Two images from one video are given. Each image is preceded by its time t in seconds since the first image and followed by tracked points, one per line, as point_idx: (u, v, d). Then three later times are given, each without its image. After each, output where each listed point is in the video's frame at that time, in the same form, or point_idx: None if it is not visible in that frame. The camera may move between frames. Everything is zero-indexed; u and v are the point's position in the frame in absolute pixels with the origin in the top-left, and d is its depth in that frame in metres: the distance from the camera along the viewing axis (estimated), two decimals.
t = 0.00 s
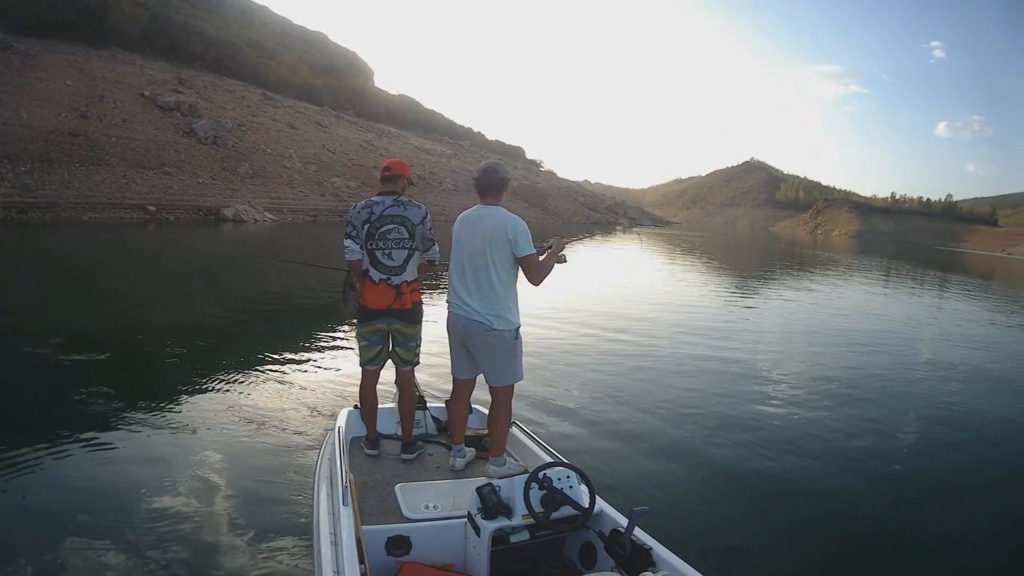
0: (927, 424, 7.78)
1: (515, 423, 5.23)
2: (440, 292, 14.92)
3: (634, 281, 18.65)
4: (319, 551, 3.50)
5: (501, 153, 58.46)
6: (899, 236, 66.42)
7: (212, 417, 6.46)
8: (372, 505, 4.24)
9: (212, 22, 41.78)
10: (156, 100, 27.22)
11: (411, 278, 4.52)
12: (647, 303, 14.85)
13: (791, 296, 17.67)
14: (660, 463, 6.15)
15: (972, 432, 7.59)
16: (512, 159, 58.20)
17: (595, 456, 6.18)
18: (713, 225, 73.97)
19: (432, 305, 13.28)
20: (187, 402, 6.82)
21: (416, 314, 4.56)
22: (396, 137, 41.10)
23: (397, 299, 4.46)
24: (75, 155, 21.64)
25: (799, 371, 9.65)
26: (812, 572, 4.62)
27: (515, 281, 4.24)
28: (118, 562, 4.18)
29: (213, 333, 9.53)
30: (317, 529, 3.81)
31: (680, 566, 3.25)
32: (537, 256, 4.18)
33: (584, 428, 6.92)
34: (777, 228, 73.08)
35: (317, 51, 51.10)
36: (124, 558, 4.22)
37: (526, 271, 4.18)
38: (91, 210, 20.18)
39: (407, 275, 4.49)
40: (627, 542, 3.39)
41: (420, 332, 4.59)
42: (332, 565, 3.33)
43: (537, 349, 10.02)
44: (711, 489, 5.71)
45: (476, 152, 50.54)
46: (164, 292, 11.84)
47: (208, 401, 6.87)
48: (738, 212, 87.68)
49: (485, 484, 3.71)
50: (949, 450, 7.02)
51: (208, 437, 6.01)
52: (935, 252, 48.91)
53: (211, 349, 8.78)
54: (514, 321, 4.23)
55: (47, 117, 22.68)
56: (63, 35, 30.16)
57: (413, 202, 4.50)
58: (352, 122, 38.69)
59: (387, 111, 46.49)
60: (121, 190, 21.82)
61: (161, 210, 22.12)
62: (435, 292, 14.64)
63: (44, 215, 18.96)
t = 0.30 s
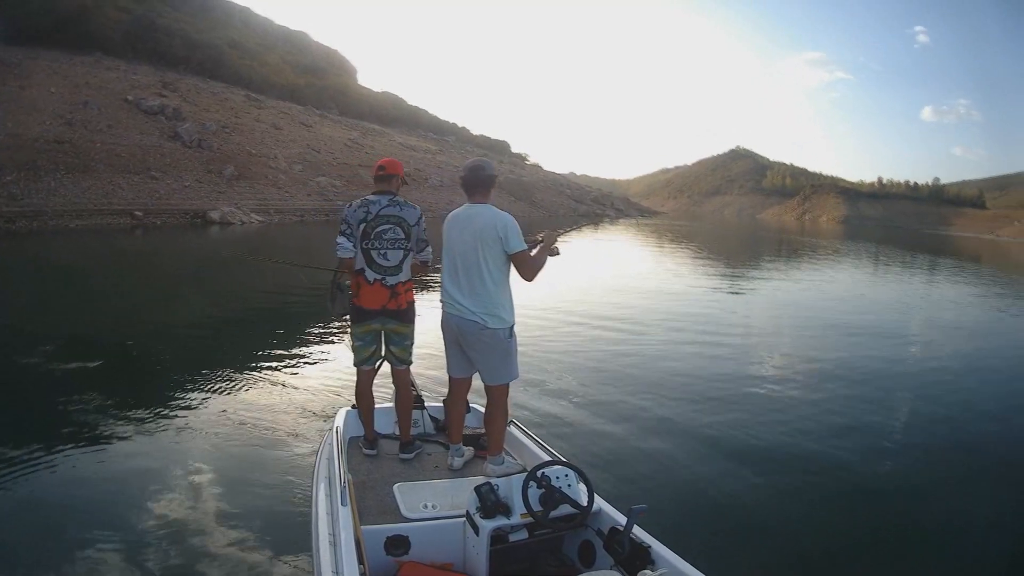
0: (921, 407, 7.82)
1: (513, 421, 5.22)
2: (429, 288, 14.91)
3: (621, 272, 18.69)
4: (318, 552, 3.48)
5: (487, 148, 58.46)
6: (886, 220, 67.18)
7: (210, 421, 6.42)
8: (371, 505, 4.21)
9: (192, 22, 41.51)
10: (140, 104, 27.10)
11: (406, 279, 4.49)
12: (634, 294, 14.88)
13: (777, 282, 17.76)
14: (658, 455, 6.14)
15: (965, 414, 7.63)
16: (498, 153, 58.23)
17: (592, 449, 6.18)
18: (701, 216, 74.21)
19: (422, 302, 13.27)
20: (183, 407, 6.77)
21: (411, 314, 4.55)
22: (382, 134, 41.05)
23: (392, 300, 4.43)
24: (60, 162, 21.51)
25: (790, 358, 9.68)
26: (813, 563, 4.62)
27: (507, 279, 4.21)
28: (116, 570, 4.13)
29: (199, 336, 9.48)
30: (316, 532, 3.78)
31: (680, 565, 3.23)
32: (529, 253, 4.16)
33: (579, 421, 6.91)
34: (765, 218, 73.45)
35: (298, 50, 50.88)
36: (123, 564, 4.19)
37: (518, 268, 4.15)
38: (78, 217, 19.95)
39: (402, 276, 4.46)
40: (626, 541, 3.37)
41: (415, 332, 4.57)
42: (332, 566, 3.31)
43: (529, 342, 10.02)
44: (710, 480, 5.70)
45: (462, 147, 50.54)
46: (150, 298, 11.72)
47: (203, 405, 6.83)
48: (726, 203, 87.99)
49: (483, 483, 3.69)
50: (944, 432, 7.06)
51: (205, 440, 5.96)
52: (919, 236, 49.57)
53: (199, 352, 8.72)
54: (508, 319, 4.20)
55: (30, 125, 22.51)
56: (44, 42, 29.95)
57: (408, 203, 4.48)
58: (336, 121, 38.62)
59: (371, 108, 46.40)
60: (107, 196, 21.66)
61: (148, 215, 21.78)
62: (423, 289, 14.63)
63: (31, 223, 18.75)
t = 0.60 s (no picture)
0: (916, 395, 7.85)
1: (512, 420, 5.22)
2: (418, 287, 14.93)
3: (609, 266, 18.75)
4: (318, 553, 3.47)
5: (475, 145, 58.53)
6: (877, 209, 67.60)
7: (208, 423, 6.41)
8: (371, 505, 4.20)
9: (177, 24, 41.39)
10: (128, 108, 27.06)
11: (405, 279, 4.48)
12: (622, 289, 14.92)
13: (764, 274, 17.86)
14: (655, 449, 6.14)
15: (960, 402, 7.66)
16: (486, 150, 58.33)
17: (590, 444, 6.18)
18: (691, 211, 74.46)
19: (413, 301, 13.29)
20: (180, 410, 6.77)
21: (408, 315, 4.54)
22: (370, 134, 41.07)
23: (390, 300, 4.42)
24: (49, 169, 21.46)
25: (782, 348, 9.71)
26: (816, 554, 4.62)
27: (504, 277, 4.20)
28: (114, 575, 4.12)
29: (188, 339, 9.50)
30: (315, 534, 3.76)
31: (680, 564, 3.22)
32: (524, 250, 4.15)
33: (575, 415, 6.91)
34: (754, 212, 73.70)
35: (284, 52, 50.84)
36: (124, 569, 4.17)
37: (515, 266, 4.14)
38: (69, 224, 19.80)
39: (400, 277, 4.45)
40: (625, 539, 3.37)
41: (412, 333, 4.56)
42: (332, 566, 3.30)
43: (522, 337, 10.04)
44: (709, 474, 5.70)
45: (451, 145, 50.64)
46: (140, 304, 11.66)
47: (199, 408, 6.82)
48: (716, 197, 88.23)
49: (482, 483, 3.67)
50: (939, 420, 7.10)
51: (203, 442, 5.96)
52: (907, 224, 49.97)
53: (191, 356, 8.70)
54: (506, 317, 4.19)
55: (18, 132, 22.42)
56: (30, 49, 29.86)
57: (407, 204, 4.47)
58: (323, 122, 38.67)
59: (359, 108, 46.42)
60: (97, 203, 21.57)
61: (137, 220, 21.71)
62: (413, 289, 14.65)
63: (23, 230, 18.61)
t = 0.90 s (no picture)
0: (910, 394, 7.88)
1: (511, 420, 5.22)
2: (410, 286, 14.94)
3: (599, 266, 18.77)
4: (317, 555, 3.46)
5: (466, 146, 58.61)
6: (869, 209, 67.83)
7: (207, 423, 6.42)
8: (370, 505, 4.20)
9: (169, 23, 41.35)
10: (120, 108, 27.07)
11: (406, 280, 4.48)
12: (611, 288, 14.95)
13: (753, 273, 17.91)
14: (653, 448, 6.13)
15: (954, 401, 7.69)
16: (478, 150, 58.47)
17: (586, 444, 6.19)
18: (683, 211, 74.59)
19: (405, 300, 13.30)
20: (177, 410, 6.77)
21: (409, 314, 4.55)
22: (363, 134, 41.13)
23: (390, 300, 4.42)
24: (42, 169, 21.47)
25: (774, 348, 9.73)
26: (815, 553, 4.63)
27: (506, 277, 4.20)
28: None
29: (178, 339, 9.47)
30: (314, 534, 3.76)
31: (679, 564, 3.22)
32: (526, 250, 4.16)
33: (571, 415, 6.91)
34: (746, 212, 73.86)
35: (275, 52, 50.83)
36: (123, 570, 4.17)
37: (516, 265, 4.16)
38: (61, 223, 19.78)
39: (401, 277, 4.45)
40: (625, 540, 3.36)
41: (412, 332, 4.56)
42: (333, 566, 3.30)
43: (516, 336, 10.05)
44: (707, 473, 5.70)
45: (442, 145, 50.75)
46: (130, 304, 11.63)
47: (195, 408, 6.82)
48: (709, 197, 88.40)
49: (483, 483, 3.68)
50: (934, 419, 7.12)
51: (201, 443, 5.96)
52: (898, 225, 50.25)
53: (185, 356, 8.69)
54: (508, 317, 4.19)
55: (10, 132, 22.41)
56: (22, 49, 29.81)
57: (410, 204, 4.48)
58: (315, 122, 38.73)
59: (351, 109, 46.46)
60: (90, 201, 21.52)
61: (130, 219, 21.66)
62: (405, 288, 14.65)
63: (14, 230, 18.57)
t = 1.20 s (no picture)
0: (904, 395, 7.92)
1: (511, 421, 5.23)
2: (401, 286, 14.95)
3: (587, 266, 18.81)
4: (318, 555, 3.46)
5: (458, 146, 58.65)
6: (860, 212, 68.00)
7: (207, 421, 6.43)
8: (371, 505, 4.20)
9: (161, 19, 41.27)
10: (112, 105, 27.05)
11: (410, 280, 4.50)
12: (600, 288, 14.97)
13: (740, 275, 17.98)
14: (651, 449, 6.14)
15: (947, 402, 7.74)
16: (470, 150, 58.58)
17: (583, 443, 6.20)
18: (673, 212, 74.81)
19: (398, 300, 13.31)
20: (174, 408, 6.78)
21: (411, 314, 4.56)
22: (355, 134, 41.18)
23: (395, 300, 4.43)
24: (34, 165, 21.44)
25: (767, 349, 9.77)
26: (814, 553, 4.63)
27: (506, 277, 4.23)
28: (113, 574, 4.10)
29: (170, 337, 9.48)
30: (316, 533, 3.77)
31: (679, 564, 3.22)
32: (526, 249, 4.20)
33: (567, 415, 6.93)
34: (737, 214, 74.08)
35: (267, 50, 50.83)
36: (123, 568, 4.16)
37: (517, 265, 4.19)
38: (52, 220, 19.80)
39: (405, 277, 4.46)
40: (625, 540, 3.37)
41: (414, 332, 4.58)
42: (333, 566, 3.29)
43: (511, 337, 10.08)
44: (705, 474, 5.70)
45: (434, 145, 50.86)
46: (119, 301, 11.62)
47: (191, 407, 6.81)
48: (701, 198, 88.62)
49: (483, 483, 3.68)
50: (928, 421, 7.16)
51: (199, 442, 5.97)
52: (886, 228, 50.56)
53: (178, 355, 8.69)
54: (510, 316, 4.20)
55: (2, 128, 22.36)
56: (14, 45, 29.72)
57: (413, 205, 4.49)
58: (307, 121, 38.73)
59: (344, 108, 46.50)
60: (81, 198, 21.54)
61: (121, 217, 21.72)
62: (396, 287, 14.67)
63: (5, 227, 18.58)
